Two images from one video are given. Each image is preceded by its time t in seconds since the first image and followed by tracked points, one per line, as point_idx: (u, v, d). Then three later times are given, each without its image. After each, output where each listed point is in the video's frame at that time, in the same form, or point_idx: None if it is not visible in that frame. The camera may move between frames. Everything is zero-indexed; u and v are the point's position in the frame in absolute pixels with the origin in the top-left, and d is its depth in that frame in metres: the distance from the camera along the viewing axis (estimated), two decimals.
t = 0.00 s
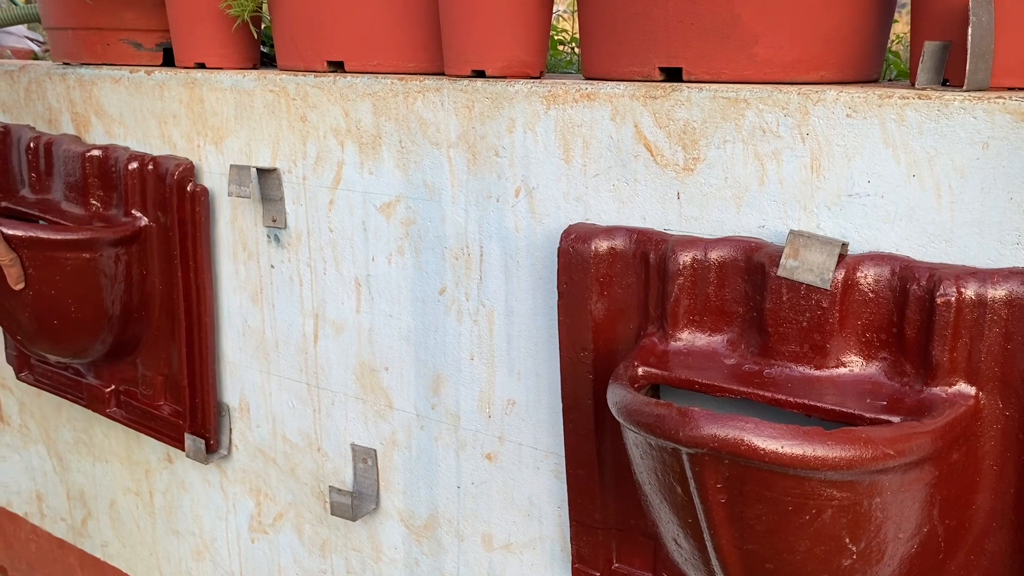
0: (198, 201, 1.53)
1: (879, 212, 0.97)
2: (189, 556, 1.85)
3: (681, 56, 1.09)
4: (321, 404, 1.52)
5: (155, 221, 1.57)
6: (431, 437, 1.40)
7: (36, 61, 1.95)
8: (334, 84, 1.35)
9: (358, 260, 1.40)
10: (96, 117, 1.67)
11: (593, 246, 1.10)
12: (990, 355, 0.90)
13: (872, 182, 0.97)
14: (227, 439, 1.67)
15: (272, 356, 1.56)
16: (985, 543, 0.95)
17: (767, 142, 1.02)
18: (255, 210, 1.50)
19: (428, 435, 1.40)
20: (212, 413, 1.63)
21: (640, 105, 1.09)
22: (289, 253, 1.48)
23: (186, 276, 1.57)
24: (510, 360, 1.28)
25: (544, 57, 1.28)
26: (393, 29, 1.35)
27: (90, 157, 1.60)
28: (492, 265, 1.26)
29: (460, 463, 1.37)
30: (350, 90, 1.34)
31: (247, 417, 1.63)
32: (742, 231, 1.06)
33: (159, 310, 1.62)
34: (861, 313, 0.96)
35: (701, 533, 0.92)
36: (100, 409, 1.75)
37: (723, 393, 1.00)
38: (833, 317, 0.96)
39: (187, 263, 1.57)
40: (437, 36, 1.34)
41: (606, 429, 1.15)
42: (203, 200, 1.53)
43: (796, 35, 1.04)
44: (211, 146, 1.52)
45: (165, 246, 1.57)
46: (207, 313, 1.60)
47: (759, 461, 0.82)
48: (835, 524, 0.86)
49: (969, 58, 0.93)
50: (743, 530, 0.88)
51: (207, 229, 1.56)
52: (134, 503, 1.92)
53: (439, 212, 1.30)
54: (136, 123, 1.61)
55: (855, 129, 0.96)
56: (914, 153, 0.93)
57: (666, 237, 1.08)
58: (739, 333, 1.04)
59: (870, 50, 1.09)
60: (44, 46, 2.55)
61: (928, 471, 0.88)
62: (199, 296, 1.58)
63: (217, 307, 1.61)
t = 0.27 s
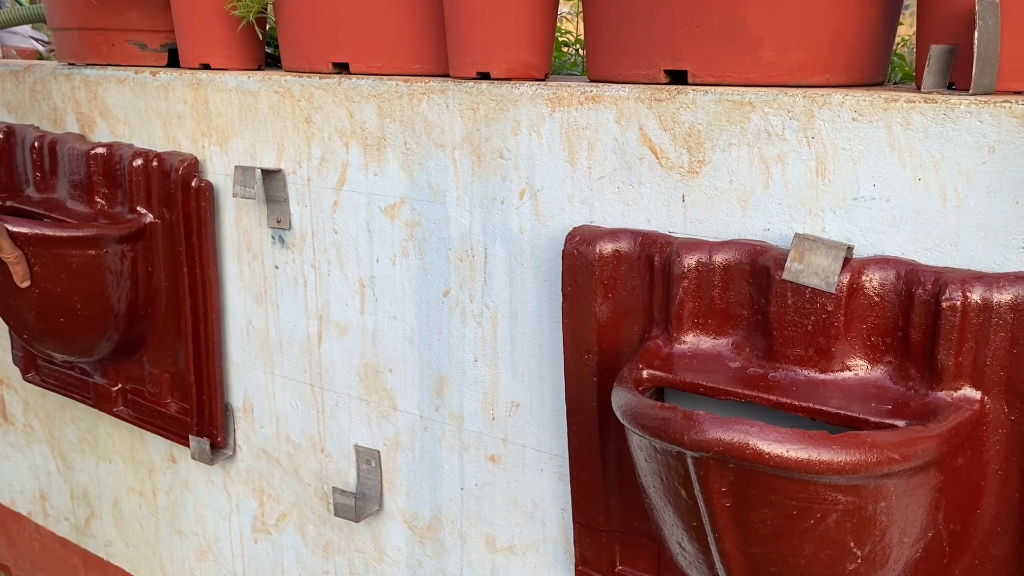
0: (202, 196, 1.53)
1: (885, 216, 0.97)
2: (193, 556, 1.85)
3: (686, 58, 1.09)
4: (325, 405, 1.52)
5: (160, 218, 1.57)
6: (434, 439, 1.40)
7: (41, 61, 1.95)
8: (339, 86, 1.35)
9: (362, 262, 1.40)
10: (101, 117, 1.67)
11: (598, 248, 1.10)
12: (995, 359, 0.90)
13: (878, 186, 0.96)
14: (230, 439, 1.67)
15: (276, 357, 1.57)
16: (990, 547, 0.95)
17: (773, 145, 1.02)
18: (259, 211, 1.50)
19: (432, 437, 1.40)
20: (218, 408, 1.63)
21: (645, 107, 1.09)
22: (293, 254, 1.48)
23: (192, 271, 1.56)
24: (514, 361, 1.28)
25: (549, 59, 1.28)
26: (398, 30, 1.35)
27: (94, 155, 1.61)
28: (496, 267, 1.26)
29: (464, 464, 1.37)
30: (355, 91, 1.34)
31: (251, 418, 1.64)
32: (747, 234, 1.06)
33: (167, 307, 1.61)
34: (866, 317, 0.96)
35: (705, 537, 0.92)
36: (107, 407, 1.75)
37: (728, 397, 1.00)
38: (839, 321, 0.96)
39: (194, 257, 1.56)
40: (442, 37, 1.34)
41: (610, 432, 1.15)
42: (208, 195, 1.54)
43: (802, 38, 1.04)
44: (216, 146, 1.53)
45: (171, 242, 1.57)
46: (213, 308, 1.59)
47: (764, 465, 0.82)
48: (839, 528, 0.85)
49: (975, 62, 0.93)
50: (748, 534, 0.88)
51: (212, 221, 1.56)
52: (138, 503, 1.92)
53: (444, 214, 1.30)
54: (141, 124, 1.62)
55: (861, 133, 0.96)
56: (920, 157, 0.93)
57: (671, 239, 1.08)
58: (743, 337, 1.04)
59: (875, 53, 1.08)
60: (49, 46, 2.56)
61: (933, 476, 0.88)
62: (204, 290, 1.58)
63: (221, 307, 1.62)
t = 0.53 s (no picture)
0: (206, 197, 1.53)
1: (889, 218, 0.96)
2: (195, 556, 1.85)
3: (690, 59, 1.09)
4: (328, 405, 1.52)
5: (164, 219, 1.57)
6: (436, 439, 1.40)
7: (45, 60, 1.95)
8: (342, 86, 1.35)
9: (365, 262, 1.40)
10: (104, 117, 1.67)
11: (601, 249, 1.10)
12: (1000, 362, 0.90)
13: (883, 188, 0.96)
14: (233, 439, 1.67)
15: (279, 357, 1.57)
16: (993, 550, 0.95)
17: (777, 146, 1.01)
18: (262, 211, 1.51)
19: (433, 437, 1.40)
20: (221, 411, 1.64)
21: (649, 108, 1.09)
22: (296, 254, 1.48)
23: (196, 272, 1.56)
24: (517, 362, 1.28)
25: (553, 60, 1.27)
26: (402, 30, 1.35)
27: (98, 156, 1.61)
28: (499, 268, 1.26)
29: (466, 465, 1.37)
30: (359, 92, 1.34)
31: (253, 417, 1.64)
32: (751, 235, 1.06)
33: (170, 305, 1.60)
34: (870, 319, 0.96)
35: (708, 539, 0.92)
36: (111, 408, 1.75)
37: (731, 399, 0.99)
38: (842, 323, 0.96)
39: (196, 258, 1.56)
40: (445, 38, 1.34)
41: (613, 433, 1.15)
42: (211, 196, 1.53)
43: (807, 39, 1.04)
44: (219, 146, 1.53)
45: (174, 242, 1.57)
46: (216, 308, 1.60)
47: (768, 467, 0.81)
48: (843, 531, 0.85)
49: (980, 64, 0.93)
50: (751, 536, 0.88)
51: (216, 226, 1.56)
52: (140, 503, 1.92)
53: (447, 214, 1.30)
54: (145, 123, 1.62)
55: (865, 134, 0.96)
56: (925, 159, 0.93)
57: (674, 241, 1.08)
58: (747, 338, 1.04)
59: (880, 54, 1.08)
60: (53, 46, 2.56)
61: (936, 479, 0.88)
62: (208, 291, 1.58)
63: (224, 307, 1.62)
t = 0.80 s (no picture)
0: (219, 203, 1.53)
1: (893, 220, 0.96)
2: (197, 555, 1.85)
3: (694, 61, 1.09)
4: (331, 405, 1.52)
5: (178, 225, 1.56)
6: (439, 440, 1.40)
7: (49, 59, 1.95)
8: (346, 87, 1.35)
9: (369, 262, 1.40)
10: (108, 116, 1.68)
11: (605, 250, 1.10)
12: (1004, 364, 0.89)
13: (887, 190, 0.96)
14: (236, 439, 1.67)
15: (283, 357, 1.57)
16: (997, 553, 0.94)
17: (781, 148, 1.01)
18: (267, 211, 1.51)
19: (436, 438, 1.40)
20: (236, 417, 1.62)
21: (654, 109, 1.09)
22: (300, 254, 1.48)
23: (209, 278, 1.56)
24: (520, 363, 1.28)
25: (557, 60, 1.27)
26: (406, 31, 1.35)
27: (114, 163, 1.60)
28: (503, 268, 1.26)
29: (469, 465, 1.37)
30: (363, 92, 1.34)
31: (257, 417, 1.64)
32: (755, 237, 1.05)
33: (185, 311, 1.60)
34: (874, 321, 0.96)
35: (711, 541, 0.92)
36: (128, 417, 1.75)
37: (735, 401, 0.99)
38: (846, 325, 0.96)
39: (211, 263, 1.55)
40: (449, 38, 1.34)
41: (616, 434, 1.15)
42: (224, 202, 1.53)
43: (811, 41, 1.04)
44: (223, 146, 1.53)
45: (188, 248, 1.56)
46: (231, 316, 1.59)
47: (771, 470, 0.81)
48: (846, 533, 0.85)
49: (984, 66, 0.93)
50: (754, 538, 0.88)
51: (230, 228, 1.55)
52: (143, 502, 1.92)
53: (451, 215, 1.30)
54: (149, 123, 1.62)
55: (870, 136, 0.96)
56: (930, 161, 0.93)
57: (679, 242, 1.08)
58: (751, 340, 1.04)
59: (885, 56, 1.08)
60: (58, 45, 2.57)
61: (940, 481, 0.88)
62: (222, 298, 1.57)
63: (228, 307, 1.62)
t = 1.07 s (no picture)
0: (233, 204, 1.51)
1: (899, 222, 0.96)
2: (200, 554, 1.85)
3: (700, 62, 1.09)
4: (335, 405, 1.52)
5: (193, 230, 1.55)
6: (443, 440, 1.40)
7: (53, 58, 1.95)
8: (351, 87, 1.35)
9: (373, 262, 1.40)
10: (113, 116, 1.68)
11: (610, 251, 1.10)
12: (1010, 367, 0.89)
13: (893, 192, 0.96)
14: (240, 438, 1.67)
15: (287, 357, 1.57)
16: (1002, 556, 0.94)
17: (787, 150, 1.01)
18: (271, 211, 1.51)
19: (440, 438, 1.40)
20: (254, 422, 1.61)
21: (659, 110, 1.09)
22: (304, 254, 1.48)
23: (225, 281, 1.55)
24: (524, 364, 1.28)
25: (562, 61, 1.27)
26: (411, 31, 1.35)
27: (125, 169, 1.59)
28: (508, 269, 1.26)
29: (473, 466, 1.37)
30: (367, 92, 1.34)
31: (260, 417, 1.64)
32: (760, 238, 1.05)
33: (201, 317, 1.58)
34: (879, 323, 0.96)
35: (716, 543, 0.92)
36: (142, 428, 1.72)
37: (739, 402, 0.99)
38: (852, 327, 0.96)
39: (225, 266, 1.54)
40: (454, 39, 1.34)
41: (620, 435, 1.15)
42: (239, 203, 1.52)
43: (817, 42, 1.04)
44: (228, 146, 1.53)
45: (203, 252, 1.55)
46: (246, 318, 1.57)
47: (776, 472, 0.81)
48: (851, 536, 0.85)
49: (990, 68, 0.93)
50: (758, 540, 0.88)
51: (245, 229, 1.54)
52: (146, 501, 1.92)
53: (455, 216, 1.30)
54: (153, 122, 1.62)
55: (875, 138, 0.96)
56: (935, 164, 0.93)
57: (684, 244, 1.07)
58: (755, 342, 1.04)
59: (891, 58, 1.08)
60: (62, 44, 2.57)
61: (945, 484, 0.87)
62: (237, 301, 1.56)
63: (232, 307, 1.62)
